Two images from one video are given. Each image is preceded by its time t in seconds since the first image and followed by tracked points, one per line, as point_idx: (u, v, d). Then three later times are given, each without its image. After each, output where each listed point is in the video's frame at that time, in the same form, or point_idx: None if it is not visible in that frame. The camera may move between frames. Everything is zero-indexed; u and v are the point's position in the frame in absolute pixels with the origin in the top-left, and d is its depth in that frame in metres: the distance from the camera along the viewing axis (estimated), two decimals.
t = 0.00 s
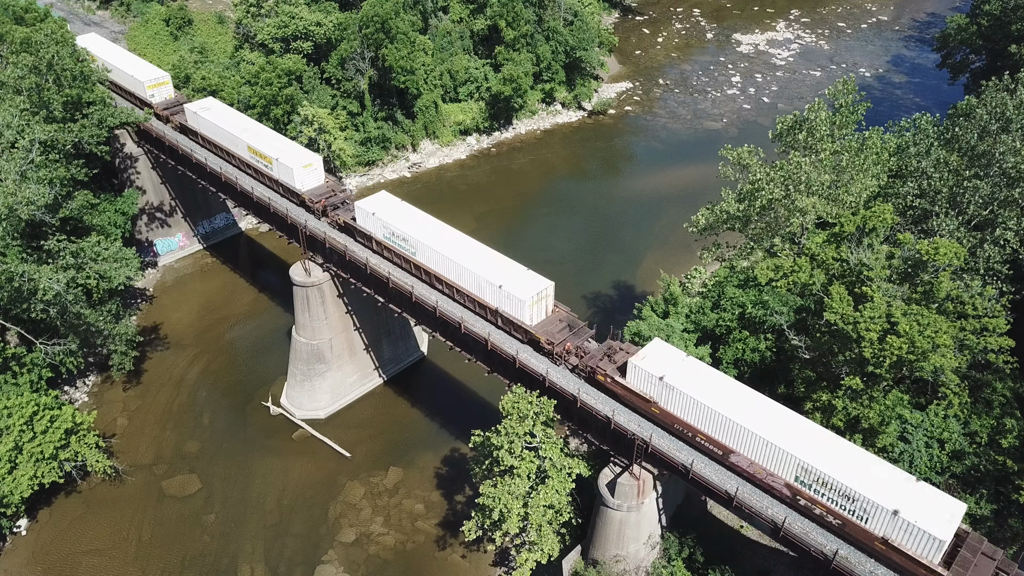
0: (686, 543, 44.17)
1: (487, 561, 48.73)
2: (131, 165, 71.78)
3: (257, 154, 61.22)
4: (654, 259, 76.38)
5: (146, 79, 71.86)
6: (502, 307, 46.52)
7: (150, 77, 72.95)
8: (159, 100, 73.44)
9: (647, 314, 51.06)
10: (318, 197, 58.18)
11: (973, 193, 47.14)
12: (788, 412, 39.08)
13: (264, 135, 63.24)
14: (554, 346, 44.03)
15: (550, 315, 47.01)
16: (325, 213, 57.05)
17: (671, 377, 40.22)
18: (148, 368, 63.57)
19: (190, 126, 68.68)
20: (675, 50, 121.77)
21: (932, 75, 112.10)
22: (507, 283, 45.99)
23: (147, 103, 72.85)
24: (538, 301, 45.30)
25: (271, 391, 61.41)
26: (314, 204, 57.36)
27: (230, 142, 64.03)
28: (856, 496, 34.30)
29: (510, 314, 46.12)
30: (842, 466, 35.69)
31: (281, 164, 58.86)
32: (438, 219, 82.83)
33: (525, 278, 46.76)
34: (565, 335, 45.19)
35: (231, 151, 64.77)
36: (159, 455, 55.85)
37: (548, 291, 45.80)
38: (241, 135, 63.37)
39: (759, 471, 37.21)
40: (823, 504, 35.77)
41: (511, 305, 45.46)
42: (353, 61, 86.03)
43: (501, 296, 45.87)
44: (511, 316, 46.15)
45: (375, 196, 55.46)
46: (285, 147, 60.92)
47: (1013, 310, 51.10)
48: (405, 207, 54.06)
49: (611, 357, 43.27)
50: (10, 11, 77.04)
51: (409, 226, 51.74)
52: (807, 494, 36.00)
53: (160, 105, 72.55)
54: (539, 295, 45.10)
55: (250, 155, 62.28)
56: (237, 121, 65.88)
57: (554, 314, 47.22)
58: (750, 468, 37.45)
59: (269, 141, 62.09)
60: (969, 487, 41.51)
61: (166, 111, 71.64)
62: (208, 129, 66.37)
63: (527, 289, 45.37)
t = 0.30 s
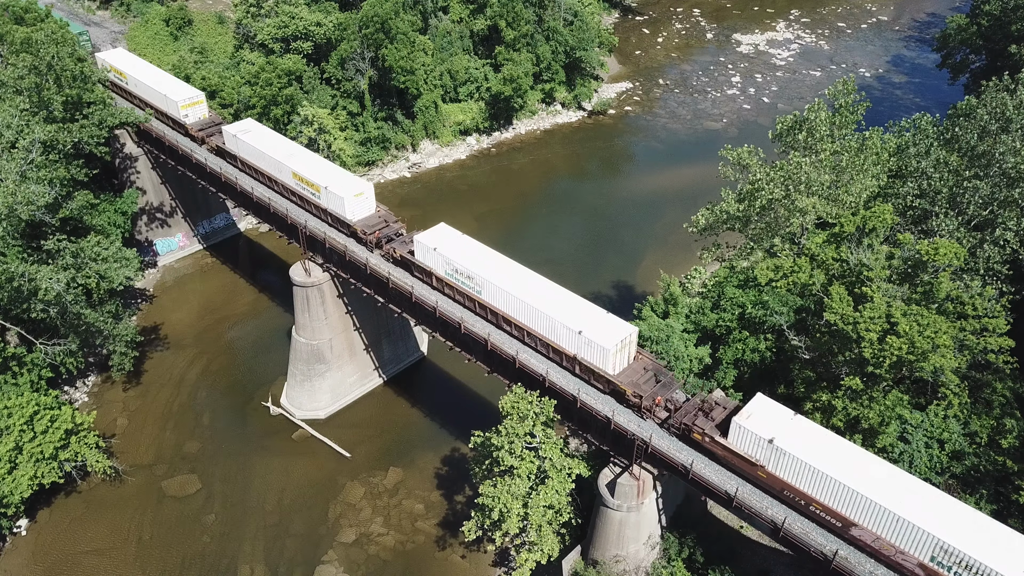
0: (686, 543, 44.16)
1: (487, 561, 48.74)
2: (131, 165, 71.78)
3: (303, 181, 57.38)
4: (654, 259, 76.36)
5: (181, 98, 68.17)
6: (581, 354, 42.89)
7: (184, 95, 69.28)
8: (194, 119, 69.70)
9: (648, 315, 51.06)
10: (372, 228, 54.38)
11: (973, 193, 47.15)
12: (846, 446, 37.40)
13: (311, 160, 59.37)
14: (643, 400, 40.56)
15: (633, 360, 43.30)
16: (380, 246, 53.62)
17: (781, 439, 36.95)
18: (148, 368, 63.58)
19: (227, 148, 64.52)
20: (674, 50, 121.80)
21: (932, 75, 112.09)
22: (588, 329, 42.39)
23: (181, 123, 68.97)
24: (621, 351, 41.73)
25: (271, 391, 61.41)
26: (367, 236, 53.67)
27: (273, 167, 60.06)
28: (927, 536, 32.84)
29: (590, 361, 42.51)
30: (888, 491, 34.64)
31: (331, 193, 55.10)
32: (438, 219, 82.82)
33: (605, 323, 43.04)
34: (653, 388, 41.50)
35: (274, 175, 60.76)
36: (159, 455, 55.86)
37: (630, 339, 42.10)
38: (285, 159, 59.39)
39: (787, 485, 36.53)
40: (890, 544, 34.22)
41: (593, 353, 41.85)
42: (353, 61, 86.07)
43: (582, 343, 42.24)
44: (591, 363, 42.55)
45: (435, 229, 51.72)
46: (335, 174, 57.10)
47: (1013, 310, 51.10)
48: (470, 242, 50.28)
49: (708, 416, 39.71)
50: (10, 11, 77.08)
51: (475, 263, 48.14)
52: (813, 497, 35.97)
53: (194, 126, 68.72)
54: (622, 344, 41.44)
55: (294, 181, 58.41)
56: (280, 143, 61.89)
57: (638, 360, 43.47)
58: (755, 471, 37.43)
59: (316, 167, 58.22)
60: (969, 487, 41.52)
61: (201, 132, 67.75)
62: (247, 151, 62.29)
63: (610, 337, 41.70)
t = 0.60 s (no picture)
0: (686, 543, 44.15)
1: (487, 561, 48.74)
2: (131, 165, 71.84)
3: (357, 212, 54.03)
4: (654, 259, 76.37)
5: (219, 119, 64.59)
6: (674, 410, 39.66)
7: (220, 115, 65.65)
8: (232, 141, 66.01)
9: (648, 315, 51.07)
10: (433, 263, 50.97)
11: (973, 194, 47.12)
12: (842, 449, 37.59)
13: (362, 189, 55.93)
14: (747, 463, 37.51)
15: (730, 416, 40.17)
16: (439, 281, 50.22)
17: (916, 514, 33.53)
18: (148, 368, 63.58)
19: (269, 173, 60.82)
20: (674, 50, 121.82)
21: (932, 75, 112.09)
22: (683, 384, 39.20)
23: (218, 145, 65.35)
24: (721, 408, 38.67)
25: (271, 391, 61.41)
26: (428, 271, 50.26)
27: (322, 196, 56.60)
28: (947, 546, 32.53)
29: (684, 417, 39.30)
30: (889, 492, 34.60)
31: (390, 226, 51.76)
32: (438, 219, 82.80)
33: (698, 375, 39.89)
34: (756, 448, 38.46)
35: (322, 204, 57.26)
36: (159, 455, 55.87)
37: (730, 394, 39.07)
38: (335, 188, 55.90)
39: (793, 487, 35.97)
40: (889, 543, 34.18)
41: (689, 410, 38.66)
42: (353, 61, 86.10)
43: (677, 399, 39.04)
44: (685, 420, 39.34)
45: (501, 266, 48.25)
46: (391, 205, 53.74)
47: (1013, 310, 51.09)
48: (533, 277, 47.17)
49: (824, 483, 36.58)
50: (10, 11, 77.10)
51: (550, 305, 44.68)
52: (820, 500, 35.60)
53: (232, 148, 65.07)
54: (722, 401, 38.40)
55: (346, 212, 55.06)
56: (327, 170, 58.34)
57: (735, 415, 40.34)
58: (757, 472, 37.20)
59: (368, 197, 54.78)
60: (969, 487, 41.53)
61: (240, 155, 64.10)
62: (291, 177, 58.65)
63: (709, 394, 38.53)
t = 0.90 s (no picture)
0: (686, 543, 44.16)
1: (487, 561, 48.74)
2: (131, 165, 71.87)
3: (417, 247, 50.60)
4: (654, 259, 76.36)
5: (259, 143, 61.05)
6: (785, 475, 36.56)
7: (261, 138, 62.06)
8: (273, 165, 62.38)
9: (648, 315, 51.09)
10: (502, 302, 47.43)
11: (973, 194, 47.09)
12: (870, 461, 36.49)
13: (420, 222, 52.50)
14: (872, 537, 34.23)
15: (845, 482, 36.68)
16: (508, 322, 46.84)
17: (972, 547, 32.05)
18: (148, 369, 63.57)
19: (316, 202, 57.29)
20: (675, 50, 121.86)
21: (933, 75, 112.10)
22: (798, 449, 35.96)
23: (259, 170, 61.76)
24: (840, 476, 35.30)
25: (271, 391, 61.43)
26: (497, 313, 46.76)
27: (377, 228, 53.19)
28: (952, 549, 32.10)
29: (795, 483, 36.20)
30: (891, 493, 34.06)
31: (455, 264, 48.30)
32: (438, 219, 82.82)
33: (813, 438, 36.66)
34: (878, 520, 34.97)
35: (376, 236, 53.85)
36: (159, 455, 55.89)
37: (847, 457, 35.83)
38: (392, 221, 52.46)
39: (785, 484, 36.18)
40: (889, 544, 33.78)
41: (805, 477, 35.53)
42: (353, 61, 86.13)
43: (790, 464, 35.91)
44: (797, 486, 36.23)
45: (578, 308, 44.99)
46: (453, 239, 50.36)
47: (1013, 310, 51.08)
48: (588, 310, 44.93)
49: (964, 565, 33.04)
50: (10, 11, 77.11)
51: (637, 355, 41.53)
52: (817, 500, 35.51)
53: (274, 173, 61.45)
54: (841, 466, 35.30)
55: (403, 245, 51.65)
56: (380, 200, 54.91)
57: (850, 480, 36.83)
58: (753, 471, 37.30)
59: (427, 231, 51.35)
60: (969, 487, 41.52)
61: (283, 181, 60.51)
62: (342, 207, 55.18)
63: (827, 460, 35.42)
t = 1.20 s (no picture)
0: (686, 543, 44.23)
1: (487, 561, 48.76)
2: (131, 165, 71.90)
3: (483, 286, 47.00)
4: (654, 259, 76.38)
5: (304, 169, 57.49)
6: (917, 553, 33.34)
7: (306, 163, 58.51)
8: (317, 191, 58.82)
9: (648, 315, 51.10)
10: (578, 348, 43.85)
11: (974, 194, 47.12)
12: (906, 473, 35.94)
13: (484, 258, 49.00)
14: None
15: (984, 561, 33.28)
16: (586, 369, 43.35)
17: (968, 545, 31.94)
18: (148, 369, 63.58)
19: (370, 235, 53.72)
20: (675, 50, 121.90)
21: (932, 75, 112.13)
22: (935, 525, 32.83)
23: (305, 197, 58.10)
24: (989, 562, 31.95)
25: (271, 391, 61.45)
26: (575, 360, 43.37)
27: (438, 264, 49.66)
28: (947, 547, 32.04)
29: (929, 563, 32.99)
30: (888, 491, 34.50)
31: (528, 306, 44.63)
32: (438, 219, 82.85)
33: (945, 510, 33.54)
34: None
35: (436, 272, 50.32)
36: (159, 455, 55.90)
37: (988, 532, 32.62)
38: (455, 256, 48.94)
39: (788, 485, 36.43)
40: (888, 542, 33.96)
41: (944, 558, 32.29)
42: (353, 61, 86.17)
43: (923, 542, 32.82)
44: (932, 565, 32.94)
45: (667, 358, 41.95)
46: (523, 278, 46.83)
47: (1013, 310, 51.08)
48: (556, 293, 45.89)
49: None
50: (10, 11, 77.14)
51: (740, 414, 38.52)
52: (818, 501, 35.74)
53: (321, 201, 57.82)
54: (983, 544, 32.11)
55: (468, 283, 48.10)
56: (440, 234, 51.38)
57: (989, 559, 33.41)
58: (753, 471, 37.44)
59: (495, 269, 47.84)
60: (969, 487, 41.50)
61: (331, 210, 56.89)
62: (400, 241, 51.68)
63: (970, 541, 32.18)
